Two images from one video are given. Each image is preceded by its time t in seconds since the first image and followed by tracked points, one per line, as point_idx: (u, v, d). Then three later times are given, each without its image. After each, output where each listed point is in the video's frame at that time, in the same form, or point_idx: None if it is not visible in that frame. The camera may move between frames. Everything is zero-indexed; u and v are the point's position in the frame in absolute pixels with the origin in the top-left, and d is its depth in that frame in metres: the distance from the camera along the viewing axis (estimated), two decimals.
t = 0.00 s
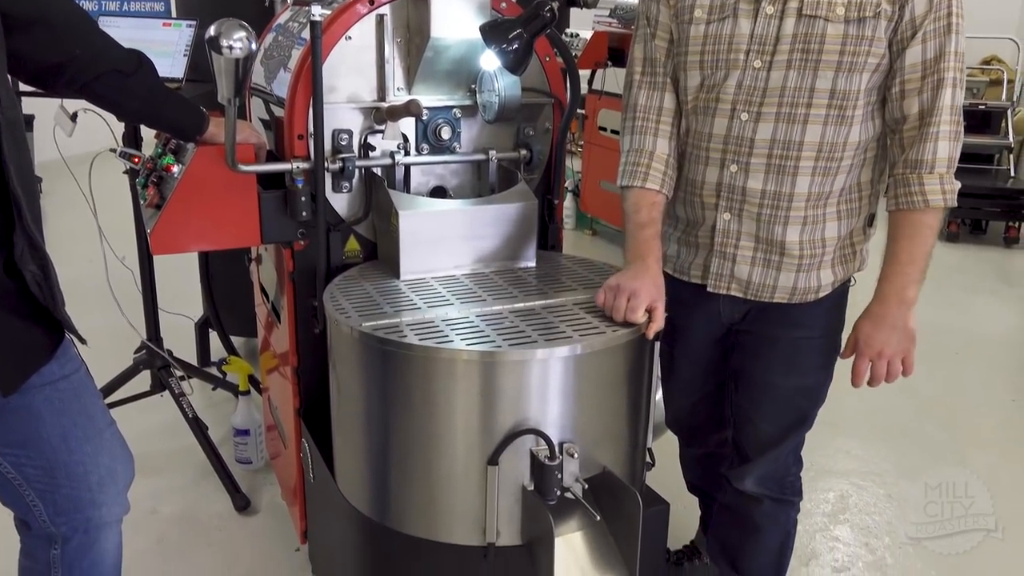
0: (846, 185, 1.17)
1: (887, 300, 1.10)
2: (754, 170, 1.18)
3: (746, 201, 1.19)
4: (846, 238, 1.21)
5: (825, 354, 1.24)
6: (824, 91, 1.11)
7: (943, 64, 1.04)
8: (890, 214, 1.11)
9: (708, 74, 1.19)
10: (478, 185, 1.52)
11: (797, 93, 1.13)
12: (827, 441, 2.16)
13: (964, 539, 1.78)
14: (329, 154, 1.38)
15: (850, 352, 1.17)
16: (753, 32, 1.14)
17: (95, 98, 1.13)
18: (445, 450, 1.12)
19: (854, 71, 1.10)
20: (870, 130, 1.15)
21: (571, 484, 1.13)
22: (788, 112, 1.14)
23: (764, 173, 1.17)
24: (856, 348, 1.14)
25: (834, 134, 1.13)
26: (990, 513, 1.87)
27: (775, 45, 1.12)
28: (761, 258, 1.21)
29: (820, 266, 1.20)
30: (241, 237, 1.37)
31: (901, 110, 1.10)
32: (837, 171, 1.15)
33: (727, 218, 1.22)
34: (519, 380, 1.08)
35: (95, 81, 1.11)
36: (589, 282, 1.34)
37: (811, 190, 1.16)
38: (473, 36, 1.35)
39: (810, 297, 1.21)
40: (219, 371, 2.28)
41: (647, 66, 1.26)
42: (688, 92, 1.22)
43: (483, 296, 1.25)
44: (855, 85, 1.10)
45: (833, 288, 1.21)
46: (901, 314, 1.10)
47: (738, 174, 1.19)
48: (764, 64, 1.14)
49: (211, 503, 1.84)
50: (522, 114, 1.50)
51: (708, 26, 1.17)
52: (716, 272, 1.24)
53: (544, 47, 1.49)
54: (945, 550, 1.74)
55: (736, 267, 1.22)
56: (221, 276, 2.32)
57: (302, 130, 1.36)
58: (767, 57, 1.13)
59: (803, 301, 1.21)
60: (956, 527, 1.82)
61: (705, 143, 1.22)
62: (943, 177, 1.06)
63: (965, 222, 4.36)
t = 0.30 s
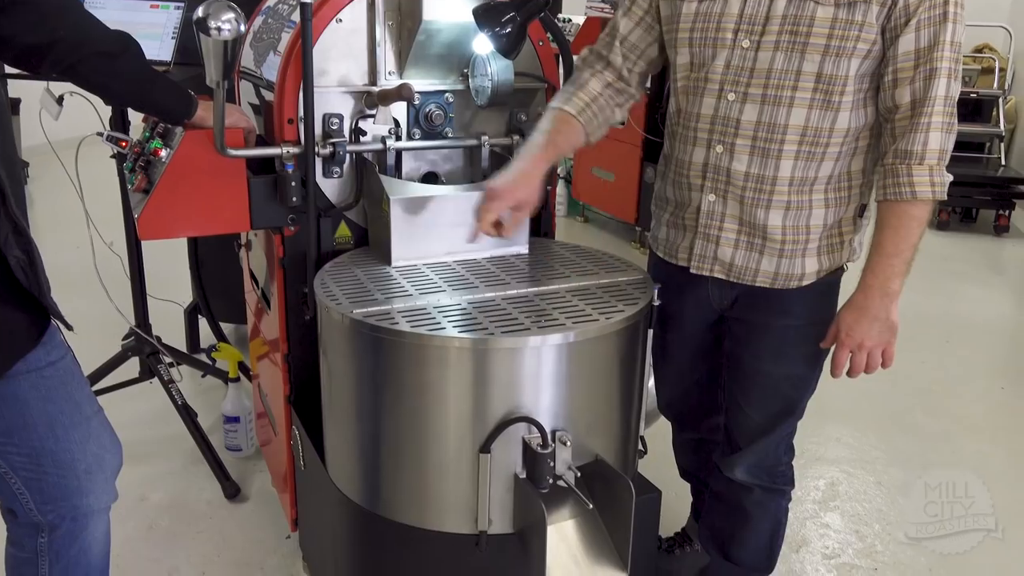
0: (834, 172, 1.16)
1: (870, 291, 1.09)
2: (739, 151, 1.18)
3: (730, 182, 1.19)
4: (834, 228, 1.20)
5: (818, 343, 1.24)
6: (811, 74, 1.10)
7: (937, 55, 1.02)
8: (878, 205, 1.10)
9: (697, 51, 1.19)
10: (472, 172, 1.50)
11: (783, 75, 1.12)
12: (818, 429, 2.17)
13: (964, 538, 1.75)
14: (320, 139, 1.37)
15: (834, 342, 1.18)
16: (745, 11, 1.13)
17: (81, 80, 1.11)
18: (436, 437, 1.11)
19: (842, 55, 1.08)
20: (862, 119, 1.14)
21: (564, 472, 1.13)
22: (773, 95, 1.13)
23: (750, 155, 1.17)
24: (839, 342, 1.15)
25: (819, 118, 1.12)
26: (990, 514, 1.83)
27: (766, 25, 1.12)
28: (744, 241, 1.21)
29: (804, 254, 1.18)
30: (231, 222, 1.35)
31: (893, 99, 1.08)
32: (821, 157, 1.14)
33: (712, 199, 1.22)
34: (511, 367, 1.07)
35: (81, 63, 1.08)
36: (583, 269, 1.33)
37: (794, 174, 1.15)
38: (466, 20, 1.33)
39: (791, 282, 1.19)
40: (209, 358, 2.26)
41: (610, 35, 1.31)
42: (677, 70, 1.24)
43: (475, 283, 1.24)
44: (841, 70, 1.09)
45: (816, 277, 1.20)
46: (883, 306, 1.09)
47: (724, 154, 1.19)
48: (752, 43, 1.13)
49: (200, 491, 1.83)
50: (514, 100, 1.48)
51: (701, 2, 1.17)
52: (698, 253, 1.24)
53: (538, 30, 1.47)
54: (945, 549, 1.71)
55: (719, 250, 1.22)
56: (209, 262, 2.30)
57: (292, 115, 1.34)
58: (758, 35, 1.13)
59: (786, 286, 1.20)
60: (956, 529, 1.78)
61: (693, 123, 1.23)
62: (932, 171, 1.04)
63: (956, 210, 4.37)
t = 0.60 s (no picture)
0: (816, 164, 1.16)
1: (852, 284, 1.09)
2: (723, 141, 1.18)
3: (713, 171, 1.20)
4: (816, 221, 1.20)
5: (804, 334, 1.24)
6: (796, 65, 1.11)
7: (922, 49, 1.03)
8: (861, 198, 1.10)
9: (684, 40, 1.20)
10: (461, 162, 1.50)
11: (767, 66, 1.12)
12: (805, 419, 2.18)
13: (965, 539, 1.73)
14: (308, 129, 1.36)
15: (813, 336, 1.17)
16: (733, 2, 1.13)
17: (67, 70, 1.10)
18: (426, 428, 1.12)
19: (827, 47, 1.08)
20: (845, 112, 1.14)
21: (553, 462, 1.14)
22: (757, 85, 1.13)
23: (734, 145, 1.17)
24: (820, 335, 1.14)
25: (803, 110, 1.12)
26: (990, 514, 1.81)
27: (752, 16, 1.12)
28: (725, 231, 1.21)
29: (785, 244, 1.19)
30: (219, 213, 1.34)
31: (878, 95, 1.09)
32: (805, 148, 1.15)
33: (694, 187, 1.22)
34: (500, 358, 1.07)
35: (67, 52, 1.07)
36: (572, 260, 1.33)
37: (777, 165, 1.15)
38: (454, 10, 1.32)
39: (772, 273, 1.20)
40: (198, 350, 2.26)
41: (618, 32, 1.34)
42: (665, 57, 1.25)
43: (465, 274, 1.24)
44: (826, 61, 1.09)
45: (796, 268, 1.21)
46: (864, 300, 1.09)
47: (707, 143, 1.19)
48: (739, 33, 1.13)
49: (190, 483, 1.83)
50: (504, 90, 1.48)
51: None
52: (680, 242, 1.25)
53: (526, 21, 1.46)
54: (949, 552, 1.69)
55: (700, 239, 1.23)
56: (198, 253, 2.29)
57: (279, 106, 1.33)
58: (745, 25, 1.13)
59: (765, 276, 1.20)
60: (957, 529, 1.76)
61: (679, 112, 1.23)
62: (916, 164, 1.05)
63: (944, 200, 4.39)
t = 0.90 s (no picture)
0: (814, 153, 1.16)
1: (846, 271, 1.09)
2: (721, 129, 1.17)
3: (712, 160, 1.19)
4: (813, 210, 1.20)
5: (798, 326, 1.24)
6: (793, 52, 1.11)
7: (918, 35, 1.03)
8: (855, 185, 1.10)
9: (681, 30, 1.20)
10: (453, 155, 1.49)
11: (765, 53, 1.12)
12: (798, 410, 2.19)
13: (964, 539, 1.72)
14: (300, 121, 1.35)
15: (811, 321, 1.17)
16: None
17: (56, 60, 1.09)
18: (419, 421, 1.11)
19: (824, 34, 1.09)
20: (842, 100, 1.14)
21: (547, 455, 1.13)
22: (756, 73, 1.13)
23: (732, 134, 1.17)
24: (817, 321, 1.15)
25: (801, 98, 1.12)
26: (989, 513, 1.80)
27: (750, 3, 1.12)
28: (724, 220, 1.21)
29: (783, 234, 1.19)
30: (210, 205, 1.34)
31: (873, 80, 1.09)
32: (803, 135, 1.14)
33: (693, 177, 1.22)
34: (494, 351, 1.07)
35: (56, 43, 1.06)
36: (566, 253, 1.33)
37: (775, 153, 1.15)
38: None
39: (770, 264, 1.20)
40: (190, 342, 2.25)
41: (617, 25, 1.33)
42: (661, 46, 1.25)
43: (458, 266, 1.24)
44: (824, 48, 1.09)
45: (794, 257, 1.20)
46: (858, 286, 1.10)
47: (705, 133, 1.19)
48: (735, 20, 1.14)
49: (182, 475, 1.83)
50: (498, 82, 1.47)
51: None
52: (678, 232, 1.24)
53: (519, 13, 1.46)
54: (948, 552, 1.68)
55: (699, 229, 1.22)
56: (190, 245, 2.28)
57: (272, 97, 1.32)
58: (743, 13, 1.13)
59: (764, 267, 1.20)
60: (955, 528, 1.74)
61: (676, 102, 1.23)
62: (909, 150, 1.05)
63: (936, 193, 4.40)
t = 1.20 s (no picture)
0: (816, 143, 1.16)
1: (852, 262, 1.09)
2: (722, 117, 1.17)
3: (713, 149, 1.19)
4: (813, 202, 1.20)
5: (796, 321, 1.25)
6: (796, 39, 1.11)
7: (921, 23, 1.03)
8: (860, 177, 1.11)
9: (681, 19, 1.20)
10: (449, 148, 1.49)
11: (768, 40, 1.12)
12: (793, 405, 2.19)
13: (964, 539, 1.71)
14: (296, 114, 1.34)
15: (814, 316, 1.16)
16: None
17: (51, 51, 1.08)
18: (416, 415, 1.11)
19: (827, 21, 1.09)
20: (846, 90, 1.14)
21: (544, 449, 1.14)
22: (757, 59, 1.13)
23: (734, 123, 1.17)
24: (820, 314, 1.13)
25: (803, 85, 1.12)
26: (990, 514, 1.79)
27: None
28: (724, 211, 1.20)
29: (783, 225, 1.19)
30: (205, 198, 1.33)
31: (876, 69, 1.09)
32: (805, 124, 1.14)
33: (693, 167, 1.22)
34: (491, 345, 1.07)
35: (50, 34, 1.05)
36: (562, 247, 1.32)
37: (777, 141, 1.15)
38: None
39: (770, 255, 1.20)
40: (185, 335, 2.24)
41: (598, 11, 1.32)
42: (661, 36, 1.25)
43: (455, 260, 1.24)
44: (827, 35, 1.09)
45: (793, 249, 1.20)
46: (864, 278, 1.09)
47: (707, 120, 1.19)
48: (737, 8, 1.14)
49: (178, 469, 1.82)
50: (494, 75, 1.47)
51: None
52: (677, 224, 1.24)
53: (518, 5, 1.44)
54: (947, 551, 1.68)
55: (698, 220, 1.22)
56: (185, 239, 2.28)
57: (268, 89, 1.32)
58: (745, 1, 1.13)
59: (763, 258, 1.20)
60: (957, 529, 1.74)
61: (676, 92, 1.22)
62: (914, 140, 1.05)
63: (931, 188, 4.41)
